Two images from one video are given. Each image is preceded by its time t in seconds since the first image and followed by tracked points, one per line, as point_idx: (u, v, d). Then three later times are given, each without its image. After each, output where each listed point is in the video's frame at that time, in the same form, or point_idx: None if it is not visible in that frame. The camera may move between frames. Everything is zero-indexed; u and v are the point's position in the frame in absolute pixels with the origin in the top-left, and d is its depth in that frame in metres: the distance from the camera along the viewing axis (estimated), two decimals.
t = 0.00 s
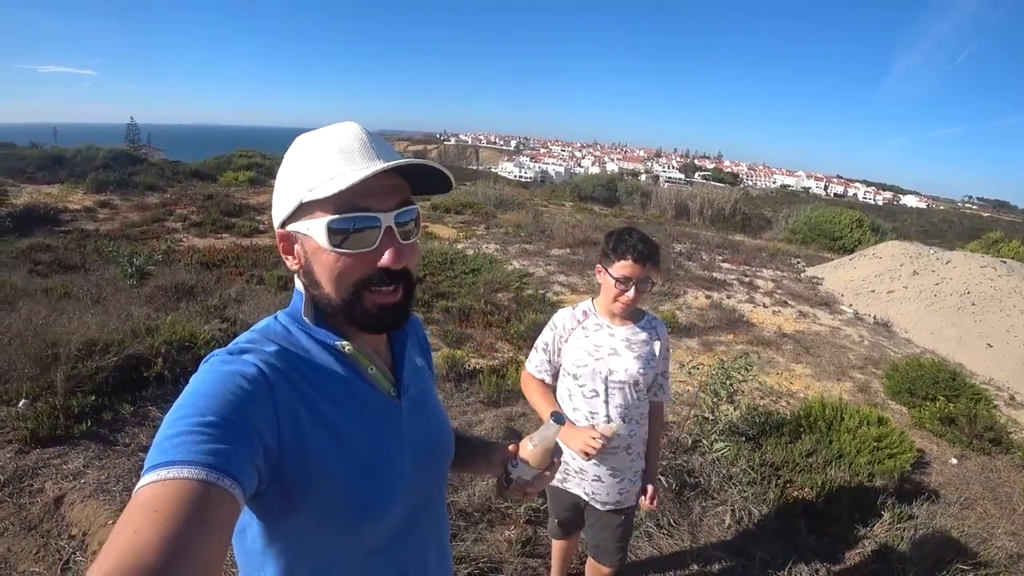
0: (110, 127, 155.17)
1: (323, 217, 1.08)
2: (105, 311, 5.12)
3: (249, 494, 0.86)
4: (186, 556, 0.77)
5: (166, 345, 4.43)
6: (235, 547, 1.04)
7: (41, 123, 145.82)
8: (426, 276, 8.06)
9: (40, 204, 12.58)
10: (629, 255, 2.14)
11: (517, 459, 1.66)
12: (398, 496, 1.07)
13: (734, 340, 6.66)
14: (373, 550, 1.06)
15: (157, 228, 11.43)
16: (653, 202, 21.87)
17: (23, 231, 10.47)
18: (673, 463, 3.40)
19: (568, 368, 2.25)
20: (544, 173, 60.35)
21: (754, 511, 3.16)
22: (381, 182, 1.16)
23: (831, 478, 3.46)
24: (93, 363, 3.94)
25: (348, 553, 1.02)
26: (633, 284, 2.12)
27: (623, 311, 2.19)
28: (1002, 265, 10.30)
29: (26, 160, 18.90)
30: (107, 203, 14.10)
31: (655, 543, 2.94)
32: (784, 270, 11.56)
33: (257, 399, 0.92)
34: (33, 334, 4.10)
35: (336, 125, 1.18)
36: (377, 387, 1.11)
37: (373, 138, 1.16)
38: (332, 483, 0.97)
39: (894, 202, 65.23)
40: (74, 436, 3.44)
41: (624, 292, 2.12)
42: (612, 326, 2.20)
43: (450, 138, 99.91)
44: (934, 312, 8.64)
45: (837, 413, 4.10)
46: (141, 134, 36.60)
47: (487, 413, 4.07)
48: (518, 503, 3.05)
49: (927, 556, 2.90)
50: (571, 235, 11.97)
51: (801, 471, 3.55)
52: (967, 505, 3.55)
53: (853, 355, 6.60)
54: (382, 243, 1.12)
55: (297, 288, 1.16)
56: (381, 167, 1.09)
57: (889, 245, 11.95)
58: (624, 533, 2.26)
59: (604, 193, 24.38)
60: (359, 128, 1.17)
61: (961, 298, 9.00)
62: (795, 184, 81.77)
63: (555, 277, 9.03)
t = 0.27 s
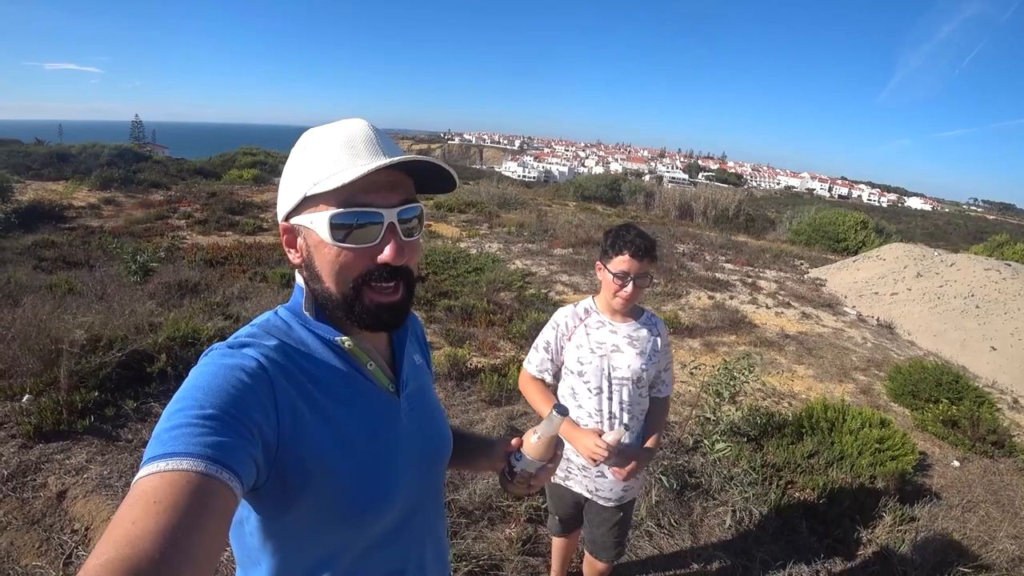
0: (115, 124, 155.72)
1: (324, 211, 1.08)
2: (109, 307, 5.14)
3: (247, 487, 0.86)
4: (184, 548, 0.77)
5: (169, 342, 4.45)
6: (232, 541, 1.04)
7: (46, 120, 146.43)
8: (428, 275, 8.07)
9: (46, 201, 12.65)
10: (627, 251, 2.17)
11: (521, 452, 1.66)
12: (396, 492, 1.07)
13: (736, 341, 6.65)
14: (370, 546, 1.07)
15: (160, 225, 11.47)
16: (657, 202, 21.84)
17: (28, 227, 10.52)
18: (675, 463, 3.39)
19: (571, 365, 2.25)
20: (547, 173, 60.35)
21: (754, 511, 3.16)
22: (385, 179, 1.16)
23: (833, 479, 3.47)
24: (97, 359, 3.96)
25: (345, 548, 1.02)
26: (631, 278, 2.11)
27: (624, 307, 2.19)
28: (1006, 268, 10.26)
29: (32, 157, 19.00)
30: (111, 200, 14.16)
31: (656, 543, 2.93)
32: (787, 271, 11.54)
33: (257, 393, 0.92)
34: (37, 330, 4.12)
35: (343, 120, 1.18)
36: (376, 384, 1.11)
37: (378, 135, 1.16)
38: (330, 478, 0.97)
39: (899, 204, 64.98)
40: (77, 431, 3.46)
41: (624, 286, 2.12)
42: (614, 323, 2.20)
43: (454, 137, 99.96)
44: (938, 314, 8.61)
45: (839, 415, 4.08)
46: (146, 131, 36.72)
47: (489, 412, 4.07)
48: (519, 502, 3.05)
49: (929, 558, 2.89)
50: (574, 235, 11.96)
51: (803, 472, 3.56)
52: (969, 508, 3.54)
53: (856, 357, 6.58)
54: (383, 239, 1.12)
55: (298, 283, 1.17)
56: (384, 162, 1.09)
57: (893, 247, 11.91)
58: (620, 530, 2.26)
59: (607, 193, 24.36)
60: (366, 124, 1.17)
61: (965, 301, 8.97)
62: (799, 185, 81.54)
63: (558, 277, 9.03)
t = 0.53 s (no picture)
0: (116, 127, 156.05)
1: (329, 209, 1.08)
2: (112, 309, 5.15)
3: (248, 485, 0.86)
4: (185, 544, 0.77)
5: (172, 343, 4.45)
6: (233, 538, 1.05)
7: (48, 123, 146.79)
8: (430, 275, 8.07)
9: (48, 204, 12.68)
10: (621, 243, 2.16)
11: (523, 458, 1.66)
12: (396, 491, 1.07)
13: (739, 338, 6.63)
14: (371, 544, 1.06)
15: (162, 227, 11.49)
16: (658, 201, 21.82)
17: (30, 230, 10.55)
18: (678, 460, 3.39)
19: (572, 360, 2.25)
20: (548, 172, 60.32)
21: (758, 508, 3.15)
22: (390, 178, 1.16)
23: (837, 476, 3.46)
24: (100, 361, 3.97)
25: (345, 545, 1.02)
26: (627, 270, 2.11)
27: (625, 302, 2.19)
28: (1010, 263, 10.22)
29: (34, 160, 19.04)
30: (113, 203, 14.19)
31: (660, 540, 2.93)
32: (789, 268, 11.51)
33: (259, 390, 0.92)
34: (41, 332, 4.14)
35: (350, 118, 1.18)
36: (378, 382, 1.11)
37: (384, 134, 1.16)
38: (331, 476, 0.97)
39: (900, 200, 64.82)
40: (81, 433, 3.47)
41: (622, 279, 2.12)
42: (615, 318, 2.19)
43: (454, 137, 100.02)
44: (941, 310, 8.58)
45: (843, 411, 4.07)
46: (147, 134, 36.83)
47: (492, 411, 4.07)
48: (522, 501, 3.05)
49: (934, 554, 2.88)
50: (575, 233, 11.95)
51: (807, 468, 3.55)
52: (974, 503, 3.53)
53: (859, 353, 6.57)
54: (387, 238, 1.12)
55: (301, 280, 1.17)
56: (390, 163, 1.09)
57: (895, 243, 11.88)
58: (619, 526, 2.25)
59: (608, 191, 24.33)
60: (372, 123, 1.17)
61: (967, 296, 8.94)
62: (800, 182, 81.46)
63: (559, 276, 9.02)
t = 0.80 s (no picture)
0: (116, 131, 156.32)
1: (331, 208, 1.08)
2: (114, 313, 5.16)
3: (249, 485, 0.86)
4: (187, 544, 0.77)
5: (175, 346, 4.46)
6: (234, 538, 1.05)
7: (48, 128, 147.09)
8: (431, 274, 8.07)
9: (50, 209, 12.71)
10: (616, 236, 2.18)
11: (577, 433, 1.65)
12: (396, 491, 1.07)
13: (742, 334, 6.62)
14: (371, 542, 1.07)
15: (164, 231, 11.51)
16: (658, 197, 21.80)
17: (32, 235, 10.57)
18: (683, 457, 3.39)
19: (571, 356, 2.26)
20: (548, 170, 60.28)
21: (763, 504, 3.15)
22: (392, 180, 1.16)
23: (842, 470, 3.45)
24: (104, 364, 3.97)
25: (346, 544, 1.02)
26: (623, 262, 2.11)
27: (626, 298, 2.18)
28: (1012, 255, 10.19)
29: (35, 165, 19.08)
30: (114, 207, 14.21)
31: (665, 537, 2.93)
32: (791, 263, 11.48)
33: (260, 390, 0.92)
34: (44, 337, 4.14)
35: (355, 118, 1.18)
36: (378, 382, 1.11)
37: (389, 134, 1.16)
38: (332, 476, 0.97)
39: (901, 194, 64.66)
40: (85, 436, 3.48)
41: (618, 271, 2.11)
42: (616, 314, 2.19)
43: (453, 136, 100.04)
44: (944, 304, 8.56)
45: (847, 406, 4.06)
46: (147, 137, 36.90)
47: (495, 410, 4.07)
48: (527, 499, 3.05)
49: (940, 548, 2.87)
50: (576, 232, 11.94)
51: (812, 463, 3.54)
52: (980, 496, 3.52)
53: (862, 348, 6.55)
54: (388, 239, 1.12)
55: (302, 279, 1.17)
56: (393, 165, 1.09)
57: (897, 236, 11.85)
58: (621, 523, 2.24)
59: (608, 189, 24.30)
60: (377, 124, 1.17)
61: (970, 289, 8.91)
62: (801, 177, 81.27)
63: (561, 274, 9.01)
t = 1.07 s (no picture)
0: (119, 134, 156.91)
1: (325, 207, 1.08)
2: (116, 316, 5.16)
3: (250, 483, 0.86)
4: (190, 539, 0.77)
5: (177, 349, 4.46)
6: (235, 537, 1.04)
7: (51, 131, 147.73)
8: (433, 276, 8.07)
9: (53, 212, 12.75)
10: (618, 238, 2.17)
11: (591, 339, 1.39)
12: (397, 491, 1.06)
13: (744, 335, 6.61)
14: (372, 542, 1.06)
15: (166, 233, 11.53)
16: (660, 198, 21.79)
17: (35, 238, 10.59)
18: (685, 459, 3.38)
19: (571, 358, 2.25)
20: (549, 172, 60.33)
21: (766, 506, 3.13)
22: (387, 178, 1.15)
23: (846, 472, 3.43)
24: (106, 367, 3.97)
25: (347, 543, 1.02)
26: (625, 266, 2.09)
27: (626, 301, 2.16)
28: (1016, 255, 10.15)
29: (38, 168, 19.15)
30: (117, 210, 14.25)
31: (668, 539, 2.92)
32: (793, 264, 11.46)
33: (260, 388, 0.92)
34: (46, 339, 4.15)
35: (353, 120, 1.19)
36: (378, 381, 1.10)
37: (384, 133, 1.15)
38: (331, 475, 0.96)
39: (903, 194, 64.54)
40: (87, 439, 3.48)
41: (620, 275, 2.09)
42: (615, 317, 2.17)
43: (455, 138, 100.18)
44: (947, 304, 8.53)
45: (850, 407, 4.05)
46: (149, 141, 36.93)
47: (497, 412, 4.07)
48: (530, 501, 3.04)
49: (944, 550, 2.86)
50: (578, 233, 11.94)
51: (815, 465, 3.53)
52: (984, 498, 3.50)
53: (865, 348, 6.53)
54: (381, 236, 1.11)
55: (298, 279, 1.18)
56: (385, 160, 1.08)
57: (900, 237, 11.82)
58: (621, 527, 2.23)
59: (609, 190, 24.29)
60: (372, 123, 1.16)
61: (973, 289, 8.88)
62: (802, 178, 81.18)
63: (563, 275, 9.01)
